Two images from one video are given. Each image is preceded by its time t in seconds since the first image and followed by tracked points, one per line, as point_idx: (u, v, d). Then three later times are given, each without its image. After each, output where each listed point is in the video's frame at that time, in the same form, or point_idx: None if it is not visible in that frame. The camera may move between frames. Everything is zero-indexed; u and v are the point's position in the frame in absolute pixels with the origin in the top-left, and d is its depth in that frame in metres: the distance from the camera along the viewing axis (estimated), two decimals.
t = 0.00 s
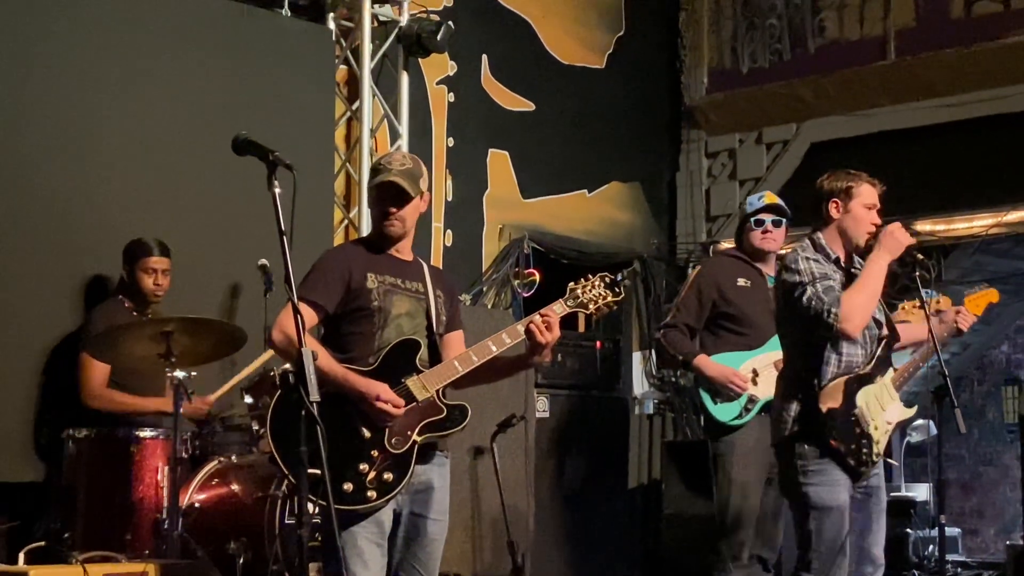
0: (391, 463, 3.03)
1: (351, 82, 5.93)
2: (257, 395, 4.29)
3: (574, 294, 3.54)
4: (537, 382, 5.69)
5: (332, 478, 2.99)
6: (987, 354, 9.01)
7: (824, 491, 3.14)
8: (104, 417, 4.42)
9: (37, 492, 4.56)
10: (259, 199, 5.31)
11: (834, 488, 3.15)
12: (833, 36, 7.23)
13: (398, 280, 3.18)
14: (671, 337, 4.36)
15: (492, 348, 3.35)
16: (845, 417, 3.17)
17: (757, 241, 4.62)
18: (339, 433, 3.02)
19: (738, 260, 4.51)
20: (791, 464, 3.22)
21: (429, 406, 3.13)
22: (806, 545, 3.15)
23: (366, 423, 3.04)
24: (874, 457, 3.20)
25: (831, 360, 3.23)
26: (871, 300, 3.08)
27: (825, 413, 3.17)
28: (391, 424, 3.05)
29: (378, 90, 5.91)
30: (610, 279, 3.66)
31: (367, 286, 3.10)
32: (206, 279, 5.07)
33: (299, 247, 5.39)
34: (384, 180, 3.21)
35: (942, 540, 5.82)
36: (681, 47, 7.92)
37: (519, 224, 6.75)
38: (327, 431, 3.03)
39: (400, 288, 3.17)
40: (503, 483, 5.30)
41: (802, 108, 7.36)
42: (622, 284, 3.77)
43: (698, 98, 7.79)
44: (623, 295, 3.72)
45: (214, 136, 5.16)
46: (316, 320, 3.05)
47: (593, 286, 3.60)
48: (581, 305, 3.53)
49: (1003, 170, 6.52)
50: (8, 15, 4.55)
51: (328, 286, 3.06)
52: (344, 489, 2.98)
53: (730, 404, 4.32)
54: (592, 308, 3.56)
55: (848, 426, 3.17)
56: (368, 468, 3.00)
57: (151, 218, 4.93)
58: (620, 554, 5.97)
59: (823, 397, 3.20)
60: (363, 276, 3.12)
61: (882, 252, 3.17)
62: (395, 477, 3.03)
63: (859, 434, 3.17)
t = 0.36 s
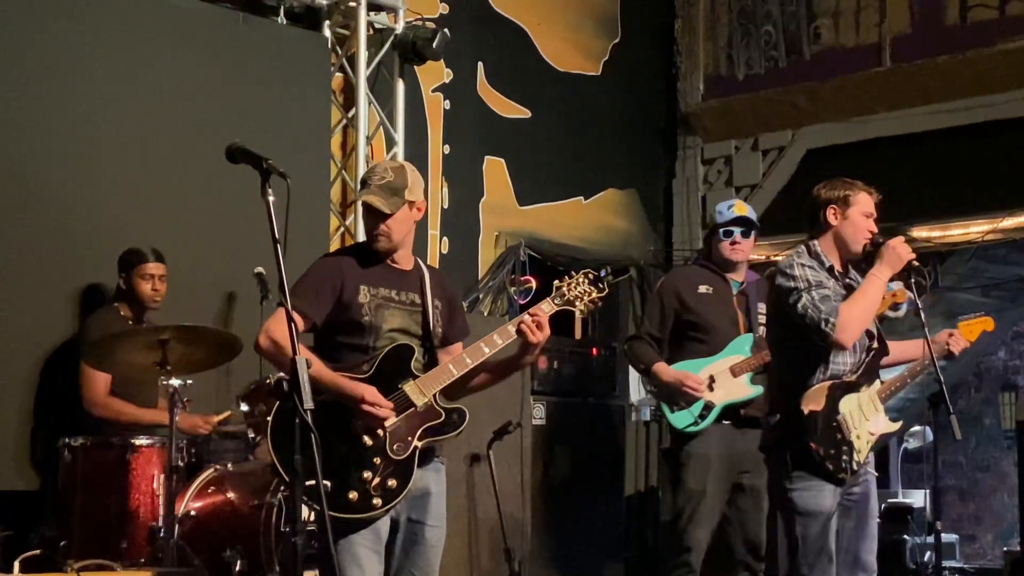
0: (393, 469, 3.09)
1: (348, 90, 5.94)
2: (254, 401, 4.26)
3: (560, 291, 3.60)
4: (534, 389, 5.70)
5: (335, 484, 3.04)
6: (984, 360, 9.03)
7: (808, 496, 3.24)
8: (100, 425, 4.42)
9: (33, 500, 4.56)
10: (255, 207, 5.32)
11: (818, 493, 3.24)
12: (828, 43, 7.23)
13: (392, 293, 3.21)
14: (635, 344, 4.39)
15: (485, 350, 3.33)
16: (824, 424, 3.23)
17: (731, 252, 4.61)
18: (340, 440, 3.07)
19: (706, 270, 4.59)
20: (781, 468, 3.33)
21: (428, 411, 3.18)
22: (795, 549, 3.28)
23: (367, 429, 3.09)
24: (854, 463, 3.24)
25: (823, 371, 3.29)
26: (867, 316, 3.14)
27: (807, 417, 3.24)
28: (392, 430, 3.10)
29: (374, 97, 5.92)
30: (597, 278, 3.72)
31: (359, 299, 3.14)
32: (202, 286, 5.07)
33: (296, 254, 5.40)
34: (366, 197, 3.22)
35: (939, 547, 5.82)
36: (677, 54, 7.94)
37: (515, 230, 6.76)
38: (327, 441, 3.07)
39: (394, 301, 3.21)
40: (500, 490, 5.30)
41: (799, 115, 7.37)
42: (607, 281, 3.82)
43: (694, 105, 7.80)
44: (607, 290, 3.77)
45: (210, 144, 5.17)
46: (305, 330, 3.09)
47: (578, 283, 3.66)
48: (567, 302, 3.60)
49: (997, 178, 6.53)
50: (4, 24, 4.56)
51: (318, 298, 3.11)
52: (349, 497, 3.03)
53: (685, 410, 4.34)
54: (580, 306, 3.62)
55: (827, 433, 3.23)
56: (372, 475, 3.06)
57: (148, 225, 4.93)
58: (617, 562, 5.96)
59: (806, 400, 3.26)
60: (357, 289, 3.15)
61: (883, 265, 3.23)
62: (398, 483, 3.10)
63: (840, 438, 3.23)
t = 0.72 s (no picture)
0: (388, 482, 3.10)
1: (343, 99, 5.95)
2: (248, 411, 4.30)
3: (552, 296, 3.61)
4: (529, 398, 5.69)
5: (330, 499, 3.04)
6: (981, 368, 9.03)
7: (825, 508, 3.34)
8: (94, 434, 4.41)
9: (27, 510, 4.55)
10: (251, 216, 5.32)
11: (834, 505, 3.35)
12: (823, 50, 7.25)
13: (382, 302, 3.21)
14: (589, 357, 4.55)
15: (479, 358, 3.36)
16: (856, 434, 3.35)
17: (676, 258, 4.56)
18: (333, 454, 3.07)
19: (648, 283, 4.62)
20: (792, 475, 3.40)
21: (423, 420, 3.19)
22: (802, 559, 3.35)
23: (361, 442, 3.08)
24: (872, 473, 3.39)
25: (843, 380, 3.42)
26: (878, 334, 3.29)
27: (843, 427, 3.34)
28: (386, 442, 3.10)
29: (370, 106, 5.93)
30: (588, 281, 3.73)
31: (350, 311, 3.14)
32: (197, 295, 5.07)
33: (291, 263, 5.40)
34: (387, 209, 3.21)
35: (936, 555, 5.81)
36: (673, 62, 7.95)
37: (512, 239, 6.77)
38: (320, 455, 3.06)
39: (385, 310, 3.20)
40: (495, 498, 5.29)
41: (795, 123, 7.37)
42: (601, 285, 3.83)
43: (690, 113, 7.81)
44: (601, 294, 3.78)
45: (205, 153, 5.17)
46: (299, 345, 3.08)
47: (571, 288, 3.67)
48: (561, 307, 3.62)
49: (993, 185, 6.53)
50: None
51: (310, 311, 3.09)
52: (344, 511, 3.03)
53: (629, 421, 4.35)
54: (572, 311, 3.64)
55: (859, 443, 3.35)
56: (367, 488, 3.07)
57: (142, 234, 4.93)
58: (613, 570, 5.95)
59: (840, 412, 3.36)
60: (348, 300, 3.15)
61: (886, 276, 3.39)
62: (394, 495, 3.10)
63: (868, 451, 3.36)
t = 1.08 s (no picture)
0: (387, 488, 3.09)
1: (343, 104, 5.95)
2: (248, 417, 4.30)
3: (551, 300, 3.62)
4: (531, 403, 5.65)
5: (329, 505, 3.04)
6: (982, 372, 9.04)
7: (820, 512, 3.35)
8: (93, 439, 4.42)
9: (26, 516, 4.56)
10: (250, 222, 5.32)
11: (829, 508, 3.35)
12: (823, 54, 7.25)
13: (380, 307, 3.21)
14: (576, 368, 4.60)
15: (477, 363, 3.35)
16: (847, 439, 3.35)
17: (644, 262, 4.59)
18: (332, 460, 3.06)
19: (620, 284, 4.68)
20: (785, 482, 3.40)
21: (421, 425, 3.18)
22: (797, 563, 3.36)
23: (359, 448, 3.08)
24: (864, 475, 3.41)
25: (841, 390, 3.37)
26: (881, 335, 3.33)
27: (834, 439, 3.33)
28: (385, 449, 3.10)
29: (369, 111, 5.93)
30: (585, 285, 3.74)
31: (348, 316, 3.14)
32: (196, 301, 5.07)
33: (291, 268, 5.41)
34: (407, 209, 3.29)
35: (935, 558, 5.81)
36: (672, 67, 7.95)
37: (512, 244, 6.78)
38: (319, 461, 3.06)
39: (383, 315, 3.21)
40: (495, 504, 5.29)
41: (795, 127, 7.36)
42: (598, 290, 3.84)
43: (690, 117, 7.81)
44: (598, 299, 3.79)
45: (205, 159, 5.18)
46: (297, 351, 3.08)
47: (568, 292, 3.68)
48: (557, 311, 3.62)
49: (992, 188, 6.53)
50: None
51: (308, 317, 3.09)
52: (343, 518, 3.03)
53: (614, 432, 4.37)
54: (569, 315, 3.64)
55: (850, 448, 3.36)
56: (365, 495, 3.06)
57: (142, 239, 4.94)
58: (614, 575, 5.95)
59: (829, 424, 3.34)
60: (346, 305, 3.15)
61: (886, 280, 3.44)
62: (393, 501, 3.09)
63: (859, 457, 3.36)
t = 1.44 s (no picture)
0: (388, 491, 3.09)
1: (343, 106, 5.95)
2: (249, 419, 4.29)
3: (550, 300, 3.62)
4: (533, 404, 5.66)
5: (330, 508, 3.03)
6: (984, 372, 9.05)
7: (829, 513, 3.35)
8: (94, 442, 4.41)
9: (28, 519, 4.55)
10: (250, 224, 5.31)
11: (837, 509, 3.36)
12: (824, 55, 7.24)
13: (380, 308, 3.21)
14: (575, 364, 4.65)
15: (477, 365, 3.33)
16: (842, 440, 3.37)
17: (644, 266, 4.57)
18: (333, 463, 3.05)
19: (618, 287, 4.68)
20: (792, 485, 3.42)
21: (422, 428, 3.17)
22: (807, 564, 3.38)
23: (360, 451, 3.07)
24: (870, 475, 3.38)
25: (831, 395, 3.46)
26: (827, 402, 3.32)
27: (831, 439, 3.36)
28: (386, 451, 3.09)
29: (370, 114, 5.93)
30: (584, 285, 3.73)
31: (348, 317, 3.13)
32: (197, 304, 5.06)
33: (292, 271, 5.40)
34: (409, 203, 3.33)
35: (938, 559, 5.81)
36: (673, 68, 7.95)
37: (513, 246, 6.77)
38: (320, 463, 3.05)
39: (383, 316, 3.21)
40: (497, 506, 5.28)
41: (796, 127, 7.37)
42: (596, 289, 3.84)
43: (691, 118, 7.81)
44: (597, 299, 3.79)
45: (205, 162, 5.17)
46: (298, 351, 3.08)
47: (567, 292, 3.67)
48: (557, 311, 3.61)
49: (994, 189, 6.52)
50: None
51: (308, 318, 3.08)
52: (345, 521, 3.02)
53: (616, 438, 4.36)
54: (569, 315, 3.63)
55: (847, 450, 3.36)
56: (367, 497, 3.05)
57: (143, 242, 4.93)
58: None
59: (829, 421, 3.38)
60: (345, 306, 3.15)
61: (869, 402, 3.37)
62: (394, 503, 3.09)
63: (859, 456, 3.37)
